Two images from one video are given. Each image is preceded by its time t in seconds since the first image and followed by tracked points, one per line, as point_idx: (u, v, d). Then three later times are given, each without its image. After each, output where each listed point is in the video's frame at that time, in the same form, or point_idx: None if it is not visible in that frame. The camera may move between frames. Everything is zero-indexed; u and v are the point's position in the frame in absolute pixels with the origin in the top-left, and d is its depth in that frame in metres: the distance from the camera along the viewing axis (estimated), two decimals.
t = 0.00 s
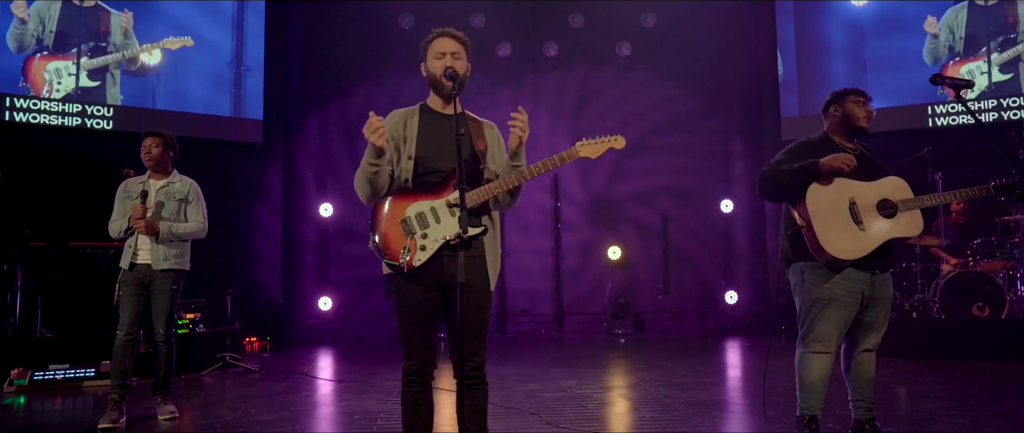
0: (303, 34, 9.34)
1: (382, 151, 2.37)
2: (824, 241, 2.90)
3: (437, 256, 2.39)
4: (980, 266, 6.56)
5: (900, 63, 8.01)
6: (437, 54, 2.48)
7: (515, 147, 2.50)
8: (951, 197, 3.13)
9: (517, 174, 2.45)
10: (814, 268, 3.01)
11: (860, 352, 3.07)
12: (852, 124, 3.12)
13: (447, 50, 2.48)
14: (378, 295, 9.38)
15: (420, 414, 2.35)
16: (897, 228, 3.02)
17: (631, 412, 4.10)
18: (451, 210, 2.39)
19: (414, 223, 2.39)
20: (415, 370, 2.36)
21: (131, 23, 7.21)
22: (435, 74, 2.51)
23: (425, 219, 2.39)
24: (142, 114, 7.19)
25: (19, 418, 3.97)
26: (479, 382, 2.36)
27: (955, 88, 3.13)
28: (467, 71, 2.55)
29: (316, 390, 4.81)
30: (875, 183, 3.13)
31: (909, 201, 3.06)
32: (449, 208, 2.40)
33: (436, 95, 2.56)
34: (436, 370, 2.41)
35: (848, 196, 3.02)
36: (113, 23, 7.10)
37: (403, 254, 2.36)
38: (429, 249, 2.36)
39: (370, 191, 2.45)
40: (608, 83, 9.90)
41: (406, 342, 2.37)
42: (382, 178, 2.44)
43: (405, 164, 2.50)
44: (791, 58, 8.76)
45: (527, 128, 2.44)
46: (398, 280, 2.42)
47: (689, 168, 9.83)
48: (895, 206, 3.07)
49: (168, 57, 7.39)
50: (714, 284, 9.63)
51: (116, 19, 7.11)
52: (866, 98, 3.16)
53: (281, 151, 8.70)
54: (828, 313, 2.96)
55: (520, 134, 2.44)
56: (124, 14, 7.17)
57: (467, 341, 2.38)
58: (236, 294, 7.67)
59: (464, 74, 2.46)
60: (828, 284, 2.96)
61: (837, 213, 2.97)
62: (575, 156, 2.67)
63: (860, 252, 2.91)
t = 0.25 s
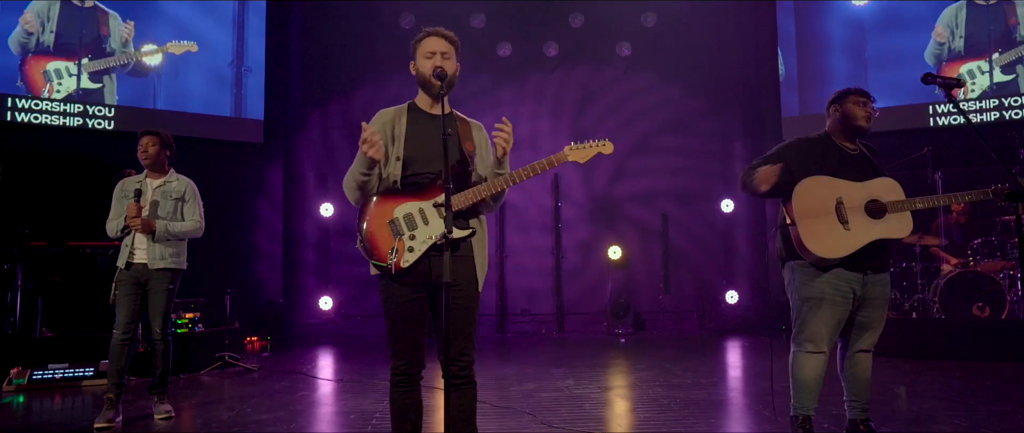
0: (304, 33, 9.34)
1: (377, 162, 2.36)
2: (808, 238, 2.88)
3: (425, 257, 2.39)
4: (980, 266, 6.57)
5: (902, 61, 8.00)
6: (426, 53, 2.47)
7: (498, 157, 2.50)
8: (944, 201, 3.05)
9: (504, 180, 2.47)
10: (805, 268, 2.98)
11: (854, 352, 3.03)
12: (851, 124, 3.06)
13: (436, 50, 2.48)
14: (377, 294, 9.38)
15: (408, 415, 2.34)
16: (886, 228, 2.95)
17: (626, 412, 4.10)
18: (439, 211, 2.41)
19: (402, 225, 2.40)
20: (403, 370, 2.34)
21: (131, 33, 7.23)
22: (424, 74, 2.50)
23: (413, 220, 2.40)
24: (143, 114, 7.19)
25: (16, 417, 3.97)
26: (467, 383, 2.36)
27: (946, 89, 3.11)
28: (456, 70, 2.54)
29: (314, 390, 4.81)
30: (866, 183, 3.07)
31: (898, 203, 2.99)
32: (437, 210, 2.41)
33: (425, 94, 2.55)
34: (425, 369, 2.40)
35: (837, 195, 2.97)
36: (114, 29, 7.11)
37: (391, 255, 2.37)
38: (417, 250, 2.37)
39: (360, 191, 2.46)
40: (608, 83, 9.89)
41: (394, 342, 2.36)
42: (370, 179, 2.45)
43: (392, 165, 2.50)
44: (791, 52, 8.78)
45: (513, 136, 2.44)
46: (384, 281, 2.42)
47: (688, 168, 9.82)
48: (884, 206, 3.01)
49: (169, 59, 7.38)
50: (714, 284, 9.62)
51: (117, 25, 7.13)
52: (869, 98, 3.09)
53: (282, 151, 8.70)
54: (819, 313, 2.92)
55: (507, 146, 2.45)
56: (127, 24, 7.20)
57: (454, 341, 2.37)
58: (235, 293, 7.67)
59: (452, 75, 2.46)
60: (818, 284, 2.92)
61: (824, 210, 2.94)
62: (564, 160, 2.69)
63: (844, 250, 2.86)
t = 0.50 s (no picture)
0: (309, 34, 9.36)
1: (369, 148, 2.37)
2: (799, 240, 2.84)
3: (423, 259, 2.40)
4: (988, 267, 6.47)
5: (910, 60, 7.95)
6: (423, 55, 2.46)
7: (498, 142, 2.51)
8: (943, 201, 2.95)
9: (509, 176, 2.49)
10: (803, 268, 2.92)
11: (854, 353, 2.97)
12: (849, 124, 2.99)
13: (434, 51, 2.47)
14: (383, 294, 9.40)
15: (409, 415, 2.35)
16: (878, 229, 2.88)
17: (629, 413, 4.09)
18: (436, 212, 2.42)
19: (400, 227, 2.41)
20: (403, 370, 2.35)
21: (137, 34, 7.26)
22: (422, 75, 2.50)
23: (410, 222, 2.41)
24: (151, 116, 7.25)
25: (22, 416, 4.01)
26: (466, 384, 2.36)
27: (946, 88, 3.09)
28: (454, 71, 2.53)
29: (318, 390, 4.82)
30: (863, 182, 2.97)
31: (894, 203, 2.88)
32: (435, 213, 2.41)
33: (423, 95, 2.55)
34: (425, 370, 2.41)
35: (830, 195, 2.89)
36: (119, 31, 7.14)
37: (389, 257, 2.38)
38: (414, 252, 2.37)
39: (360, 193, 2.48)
40: (614, 83, 9.87)
41: (394, 343, 2.37)
42: (369, 180, 2.46)
43: (392, 166, 2.51)
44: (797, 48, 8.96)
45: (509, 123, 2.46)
46: (384, 283, 2.43)
47: (694, 168, 9.78)
48: (880, 207, 2.91)
49: (175, 62, 7.44)
50: (720, 285, 9.59)
51: (123, 27, 7.17)
52: (870, 99, 3.01)
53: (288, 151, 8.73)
54: (817, 313, 2.86)
55: (503, 131, 2.46)
56: (132, 24, 7.24)
57: (453, 342, 2.37)
58: (241, 293, 7.70)
59: (448, 75, 2.45)
60: (815, 284, 2.87)
61: (816, 211, 2.87)
62: (562, 160, 2.68)
63: (836, 251, 2.81)
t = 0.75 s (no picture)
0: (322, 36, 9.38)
1: (374, 151, 2.39)
2: (796, 241, 2.72)
3: (432, 259, 2.41)
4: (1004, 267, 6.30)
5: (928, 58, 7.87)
6: (429, 56, 2.47)
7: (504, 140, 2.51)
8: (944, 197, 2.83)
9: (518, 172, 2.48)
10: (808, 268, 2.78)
11: (864, 355, 2.80)
12: (851, 125, 2.80)
13: (439, 52, 2.46)
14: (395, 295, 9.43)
15: (416, 417, 2.34)
16: (880, 229, 2.72)
17: (639, 414, 4.07)
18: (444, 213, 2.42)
19: (407, 227, 2.40)
20: (411, 372, 2.35)
21: (151, 28, 7.29)
22: (429, 76, 2.49)
23: (419, 222, 2.41)
24: (166, 117, 7.31)
25: (36, 415, 4.06)
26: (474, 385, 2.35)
27: (956, 87, 3.05)
28: (460, 72, 2.52)
29: (329, 390, 4.84)
30: (864, 182, 2.82)
31: (894, 202, 2.73)
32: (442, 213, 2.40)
33: (431, 96, 2.55)
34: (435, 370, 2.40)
35: (829, 196, 2.75)
36: (136, 26, 7.18)
37: (398, 258, 2.39)
38: (423, 253, 2.38)
39: (372, 197, 2.50)
40: (625, 83, 9.84)
41: (403, 344, 2.37)
42: (378, 182, 2.47)
43: (402, 169, 2.53)
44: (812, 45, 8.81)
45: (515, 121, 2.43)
46: (394, 284, 2.44)
47: (706, 168, 9.72)
48: (881, 206, 2.76)
49: (189, 63, 7.46)
50: (733, 286, 9.53)
51: (137, 23, 7.19)
52: (873, 96, 2.82)
53: (301, 153, 8.78)
54: (825, 314, 2.71)
55: (507, 127, 2.44)
56: (145, 18, 7.25)
57: (462, 343, 2.38)
58: (254, 294, 7.76)
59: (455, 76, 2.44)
60: (820, 285, 2.72)
61: (813, 213, 2.74)
62: (567, 155, 2.67)
63: (837, 253, 2.67)
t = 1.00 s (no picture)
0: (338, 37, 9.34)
1: (386, 156, 2.38)
2: (803, 244, 2.63)
3: (443, 259, 2.41)
4: None
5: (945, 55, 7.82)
6: (439, 56, 2.47)
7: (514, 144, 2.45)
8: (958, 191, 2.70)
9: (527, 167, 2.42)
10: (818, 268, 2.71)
11: (879, 357, 2.74)
12: (860, 123, 2.73)
13: (449, 51, 2.46)
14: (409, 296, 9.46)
15: (428, 418, 2.34)
16: (887, 229, 2.64)
17: (653, 416, 4.04)
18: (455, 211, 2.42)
19: (419, 226, 2.42)
20: (422, 373, 2.35)
21: (169, 32, 7.34)
22: (439, 75, 2.49)
23: (430, 221, 2.42)
24: (185, 119, 7.42)
25: (54, 414, 4.12)
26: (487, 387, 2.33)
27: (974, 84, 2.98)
28: (471, 71, 2.52)
29: (343, 391, 4.86)
30: (869, 181, 2.72)
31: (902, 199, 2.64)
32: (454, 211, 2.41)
33: (443, 96, 2.54)
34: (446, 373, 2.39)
35: (835, 196, 2.67)
36: (155, 31, 7.24)
37: (410, 257, 2.40)
38: (434, 251, 2.39)
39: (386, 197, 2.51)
40: (640, 82, 9.77)
41: (415, 345, 2.37)
42: (391, 183, 2.48)
43: (414, 168, 2.53)
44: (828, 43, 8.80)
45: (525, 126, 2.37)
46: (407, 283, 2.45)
47: (722, 167, 9.63)
48: (889, 205, 2.66)
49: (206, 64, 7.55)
50: (750, 286, 9.44)
51: (157, 26, 7.26)
52: (881, 93, 2.75)
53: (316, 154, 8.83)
54: (839, 315, 2.63)
55: (516, 129, 2.37)
56: (165, 24, 7.33)
57: (473, 345, 2.37)
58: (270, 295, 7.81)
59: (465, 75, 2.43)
60: (834, 285, 2.65)
61: (820, 215, 2.66)
62: (578, 149, 2.64)
63: (843, 256, 2.59)
